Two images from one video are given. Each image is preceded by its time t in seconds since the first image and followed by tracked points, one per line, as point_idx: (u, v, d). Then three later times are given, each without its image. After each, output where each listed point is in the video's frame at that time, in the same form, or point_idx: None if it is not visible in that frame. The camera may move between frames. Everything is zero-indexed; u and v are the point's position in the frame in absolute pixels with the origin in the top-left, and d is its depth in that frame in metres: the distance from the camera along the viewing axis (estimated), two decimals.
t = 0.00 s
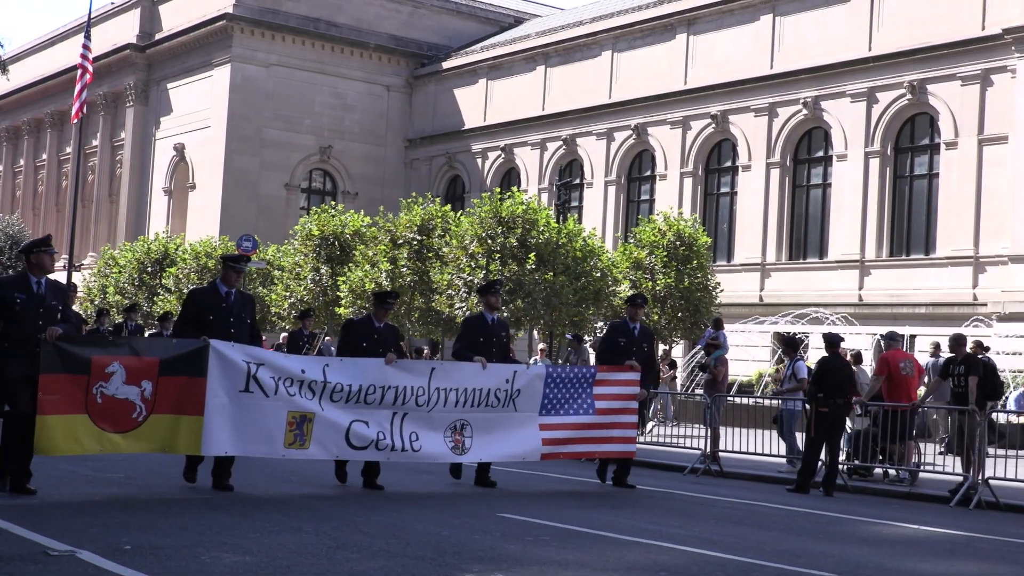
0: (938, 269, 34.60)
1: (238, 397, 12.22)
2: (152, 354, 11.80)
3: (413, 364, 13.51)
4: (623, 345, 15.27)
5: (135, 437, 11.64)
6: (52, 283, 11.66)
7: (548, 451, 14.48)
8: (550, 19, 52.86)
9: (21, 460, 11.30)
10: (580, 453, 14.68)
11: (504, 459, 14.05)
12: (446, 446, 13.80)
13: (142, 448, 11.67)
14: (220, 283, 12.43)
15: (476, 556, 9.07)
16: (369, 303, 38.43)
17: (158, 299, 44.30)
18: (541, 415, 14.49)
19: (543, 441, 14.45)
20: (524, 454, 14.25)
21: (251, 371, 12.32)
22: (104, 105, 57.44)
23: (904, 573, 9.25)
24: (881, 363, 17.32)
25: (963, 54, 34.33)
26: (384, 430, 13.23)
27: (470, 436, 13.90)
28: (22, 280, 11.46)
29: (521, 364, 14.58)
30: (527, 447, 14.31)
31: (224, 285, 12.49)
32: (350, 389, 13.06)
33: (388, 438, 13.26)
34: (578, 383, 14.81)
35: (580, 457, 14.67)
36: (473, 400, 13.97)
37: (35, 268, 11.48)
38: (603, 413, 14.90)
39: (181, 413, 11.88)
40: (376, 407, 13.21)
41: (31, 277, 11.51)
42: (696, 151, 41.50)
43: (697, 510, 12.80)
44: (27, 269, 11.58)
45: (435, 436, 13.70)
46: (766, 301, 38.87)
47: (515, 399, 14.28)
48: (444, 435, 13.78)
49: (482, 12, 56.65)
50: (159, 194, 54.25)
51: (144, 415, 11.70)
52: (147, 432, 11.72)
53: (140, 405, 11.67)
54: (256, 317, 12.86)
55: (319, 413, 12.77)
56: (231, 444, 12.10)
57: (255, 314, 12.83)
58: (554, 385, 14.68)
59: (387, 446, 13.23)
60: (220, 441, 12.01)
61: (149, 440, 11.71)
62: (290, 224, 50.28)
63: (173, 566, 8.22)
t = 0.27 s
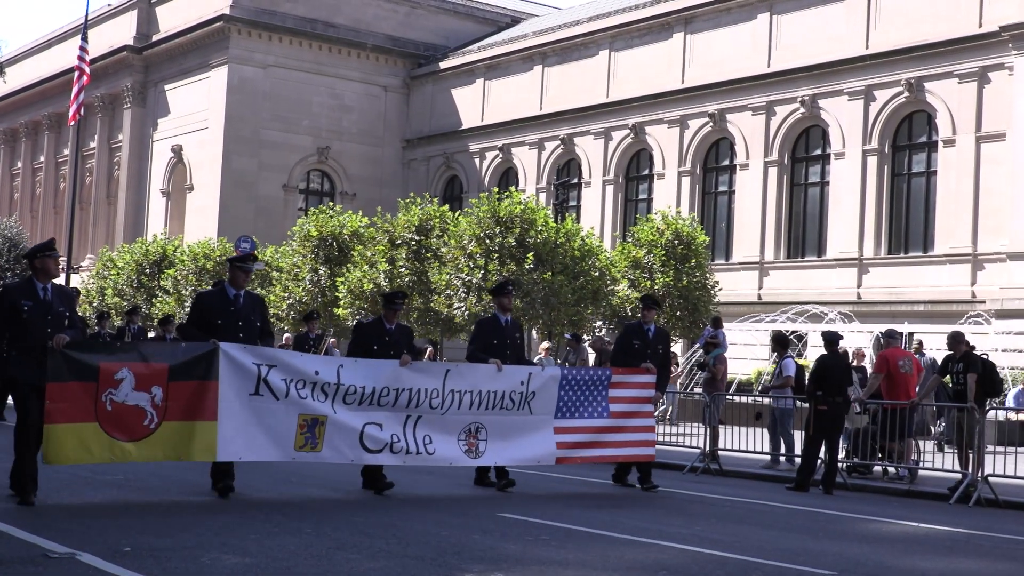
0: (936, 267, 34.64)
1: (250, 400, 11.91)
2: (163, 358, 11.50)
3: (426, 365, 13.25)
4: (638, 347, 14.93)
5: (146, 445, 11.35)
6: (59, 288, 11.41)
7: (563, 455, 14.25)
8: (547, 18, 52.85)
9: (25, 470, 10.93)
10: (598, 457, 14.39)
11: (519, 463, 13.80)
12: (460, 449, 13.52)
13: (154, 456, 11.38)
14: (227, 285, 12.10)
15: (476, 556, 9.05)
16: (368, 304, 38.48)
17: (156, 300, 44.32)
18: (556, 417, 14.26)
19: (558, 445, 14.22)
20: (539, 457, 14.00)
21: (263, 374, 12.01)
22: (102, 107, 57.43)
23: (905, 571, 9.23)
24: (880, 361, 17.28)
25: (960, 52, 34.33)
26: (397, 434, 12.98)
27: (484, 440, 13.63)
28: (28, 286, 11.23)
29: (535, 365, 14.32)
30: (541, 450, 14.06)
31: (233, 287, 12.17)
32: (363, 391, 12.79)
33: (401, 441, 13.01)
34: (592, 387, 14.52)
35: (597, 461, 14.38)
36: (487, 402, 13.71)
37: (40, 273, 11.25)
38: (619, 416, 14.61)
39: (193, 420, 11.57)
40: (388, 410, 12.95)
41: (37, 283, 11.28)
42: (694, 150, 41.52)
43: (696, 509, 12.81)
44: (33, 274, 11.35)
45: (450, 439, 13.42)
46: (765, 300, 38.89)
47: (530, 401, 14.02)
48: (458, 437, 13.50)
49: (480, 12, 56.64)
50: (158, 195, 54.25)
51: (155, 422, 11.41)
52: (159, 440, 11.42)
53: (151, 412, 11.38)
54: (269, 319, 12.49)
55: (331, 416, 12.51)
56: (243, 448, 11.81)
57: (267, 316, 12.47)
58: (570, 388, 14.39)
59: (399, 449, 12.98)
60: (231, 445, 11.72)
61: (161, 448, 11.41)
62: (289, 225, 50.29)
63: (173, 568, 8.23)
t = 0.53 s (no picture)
0: (936, 267, 34.64)
1: (262, 403, 11.56)
2: (173, 357, 11.09)
3: (443, 364, 12.87)
4: (654, 345, 14.65)
5: (154, 447, 10.97)
6: (67, 282, 10.91)
7: (578, 455, 13.96)
8: (546, 18, 52.86)
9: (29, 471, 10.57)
10: (613, 457, 14.12)
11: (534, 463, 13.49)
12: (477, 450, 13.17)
13: (161, 457, 11.00)
14: (234, 282, 11.62)
15: (475, 556, 9.06)
16: (366, 304, 38.37)
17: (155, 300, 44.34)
18: (573, 417, 13.96)
19: (574, 444, 13.95)
20: (554, 458, 13.72)
21: (274, 376, 11.66)
22: (101, 107, 57.40)
23: (906, 572, 9.21)
24: (880, 361, 17.25)
25: (959, 52, 34.34)
26: (413, 435, 12.63)
27: (502, 440, 13.29)
28: (36, 280, 10.73)
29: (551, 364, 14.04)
30: (557, 449, 13.79)
31: (238, 284, 11.65)
32: (379, 391, 12.42)
33: (416, 442, 12.67)
34: (609, 385, 14.23)
35: (615, 461, 14.11)
36: (504, 401, 13.38)
37: (49, 267, 10.78)
38: (636, 415, 14.35)
39: (203, 422, 11.18)
40: (405, 411, 12.59)
41: (44, 277, 10.79)
42: (694, 150, 41.51)
43: (696, 509, 12.80)
44: (40, 269, 10.85)
45: (467, 440, 13.07)
46: (764, 300, 38.87)
47: (546, 400, 13.73)
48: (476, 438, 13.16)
49: (479, 12, 56.62)
50: (157, 195, 54.22)
51: (164, 423, 11.03)
52: (168, 442, 11.03)
53: (160, 412, 11.00)
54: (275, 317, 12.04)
55: (345, 418, 12.14)
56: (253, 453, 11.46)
57: (274, 314, 12.02)
58: (586, 386, 14.11)
59: (414, 450, 12.64)
60: (241, 448, 11.38)
61: (168, 450, 11.03)
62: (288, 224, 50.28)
63: (173, 568, 8.23)
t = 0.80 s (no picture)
0: (936, 267, 34.65)
1: (279, 405, 11.46)
2: (188, 361, 10.94)
3: (460, 365, 12.76)
4: (674, 346, 14.25)
5: (172, 452, 10.80)
6: (81, 288, 10.93)
7: (596, 458, 13.72)
8: (546, 18, 52.87)
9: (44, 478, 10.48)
10: (631, 460, 13.94)
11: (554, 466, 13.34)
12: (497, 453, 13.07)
13: (179, 463, 10.83)
14: (247, 283, 11.41)
15: (474, 556, 9.06)
16: (366, 304, 38.32)
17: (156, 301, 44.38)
18: (591, 419, 13.73)
19: (592, 447, 13.71)
20: (574, 461, 13.51)
21: (291, 378, 11.56)
22: (101, 108, 57.41)
23: (905, 571, 9.20)
24: (880, 361, 17.24)
25: (959, 52, 34.34)
26: (432, 437, 12.53)
27: (521, 442, 13.16)
28: (50, 285, 10.72)
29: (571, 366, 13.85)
30: (577, 453, 13.58)
31: (251, 285, 11.44)
32: (397, 393, 12.34)
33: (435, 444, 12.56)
34: (627, 388, 13.99)
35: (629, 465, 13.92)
36: (524, 404, 13.23)
37: (63, 272, 10.73)
38: (654, 418, 14.12)
39: (219, 425, 11.05)
40: (423, 413, 12.51)
41: (59, 282, 10.76)
42: (693, 150, 41.51)
43: (695, 509, 12.80)
44: (55, 274, 10.84)
45: (487, 443, 12.97)
46: (764, 300, 38.86)
47: (565, 402, 13.54)
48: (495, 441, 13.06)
49: (479, 13, 56.62)
50: (157, 196, 54.23)
51: (180, 428, 10.86)
52: (186, 447, 10.87)
53: (176, 417, 10.84)
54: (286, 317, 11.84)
55: (363, 420, 12.05)
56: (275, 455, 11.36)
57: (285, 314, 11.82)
58: (605, 389, 13.89)
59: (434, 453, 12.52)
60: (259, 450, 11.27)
61: (186, 455, 10.87)
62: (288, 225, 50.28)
63: (171, 569, 8.24)
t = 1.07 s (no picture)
0: (937, 268, 34.66)
1: (299, 411, 11.18)
2: (206, 363, 10.68)
3: (481, 367, 12.55)
4: (696, 347, 14.25)
5: (187, 456, 10.55)
6: (102, 284, 10.82)
7: (618, 461, 13.51)
8: (546, 19, 52.90)
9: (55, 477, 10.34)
10: (653, 462, 13.70)
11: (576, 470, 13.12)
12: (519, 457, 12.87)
13: (195, 467, 10.59)
14: (266, 283, 11.21)
15: (475, 557, 9.07)
16: (367, 305, 38.32)
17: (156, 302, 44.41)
18: (612, 421, 13.53)
19: (614, 451, 13.50)
20: (595, 464, 13.29)
21: (311, 382, 11.28)
22: (101, 108, 57.44)
23: (905, 572, 9.21)
24: (880, 362, 17.28)
25: (959, 52, 34.35)
26: (454, 442, 12.32)
27: (542, 446, 12.95)
28: (70, 281, 10.65)
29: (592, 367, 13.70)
30: (598, 456, 13.35)
31: (270, 285, 11.23)
32: (417, 396, 12.11)
33: (456, 449, 12.33)
34: (649, 388, 13.83)
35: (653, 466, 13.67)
36: (545, 407, 13.03)
37: (83, 268, 10.64)
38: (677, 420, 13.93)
39: (237, 428, 10.79)
40: (444, 417, 12.29)
41: (79, 278, 10.69)
42: (694, 150, 41.50)
43: (693, 509, 12.83)
44: (76, 270, 10.77)
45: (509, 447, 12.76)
46: (764, 301, 38.86)
47: (587, 404, 13.35)
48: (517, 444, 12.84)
49: (479, 13, 56.64)
50: (157, 196, 54.24)
51: (197, 431, 10.61)
52: (201, 450, 10.62)
53: (192, 420, 10.59)
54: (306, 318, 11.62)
55: (384, 425, 11.82)
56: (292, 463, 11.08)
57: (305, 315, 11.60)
58: (626, 391, 13.70)
59: (453, 458, 12.30)
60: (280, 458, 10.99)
61: (202, 459, 10.62)
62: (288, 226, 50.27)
63: (170, 569, 8.25)
